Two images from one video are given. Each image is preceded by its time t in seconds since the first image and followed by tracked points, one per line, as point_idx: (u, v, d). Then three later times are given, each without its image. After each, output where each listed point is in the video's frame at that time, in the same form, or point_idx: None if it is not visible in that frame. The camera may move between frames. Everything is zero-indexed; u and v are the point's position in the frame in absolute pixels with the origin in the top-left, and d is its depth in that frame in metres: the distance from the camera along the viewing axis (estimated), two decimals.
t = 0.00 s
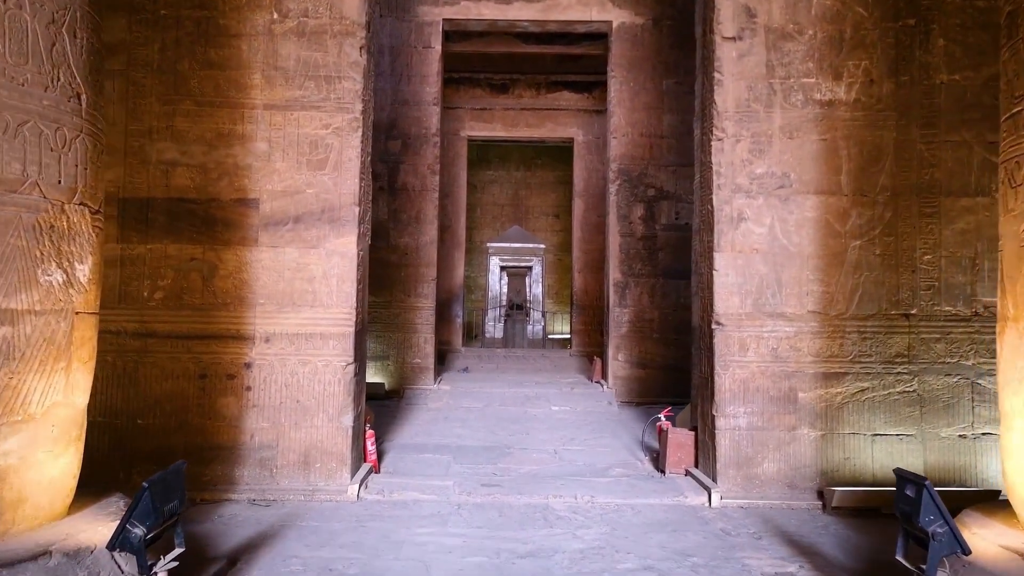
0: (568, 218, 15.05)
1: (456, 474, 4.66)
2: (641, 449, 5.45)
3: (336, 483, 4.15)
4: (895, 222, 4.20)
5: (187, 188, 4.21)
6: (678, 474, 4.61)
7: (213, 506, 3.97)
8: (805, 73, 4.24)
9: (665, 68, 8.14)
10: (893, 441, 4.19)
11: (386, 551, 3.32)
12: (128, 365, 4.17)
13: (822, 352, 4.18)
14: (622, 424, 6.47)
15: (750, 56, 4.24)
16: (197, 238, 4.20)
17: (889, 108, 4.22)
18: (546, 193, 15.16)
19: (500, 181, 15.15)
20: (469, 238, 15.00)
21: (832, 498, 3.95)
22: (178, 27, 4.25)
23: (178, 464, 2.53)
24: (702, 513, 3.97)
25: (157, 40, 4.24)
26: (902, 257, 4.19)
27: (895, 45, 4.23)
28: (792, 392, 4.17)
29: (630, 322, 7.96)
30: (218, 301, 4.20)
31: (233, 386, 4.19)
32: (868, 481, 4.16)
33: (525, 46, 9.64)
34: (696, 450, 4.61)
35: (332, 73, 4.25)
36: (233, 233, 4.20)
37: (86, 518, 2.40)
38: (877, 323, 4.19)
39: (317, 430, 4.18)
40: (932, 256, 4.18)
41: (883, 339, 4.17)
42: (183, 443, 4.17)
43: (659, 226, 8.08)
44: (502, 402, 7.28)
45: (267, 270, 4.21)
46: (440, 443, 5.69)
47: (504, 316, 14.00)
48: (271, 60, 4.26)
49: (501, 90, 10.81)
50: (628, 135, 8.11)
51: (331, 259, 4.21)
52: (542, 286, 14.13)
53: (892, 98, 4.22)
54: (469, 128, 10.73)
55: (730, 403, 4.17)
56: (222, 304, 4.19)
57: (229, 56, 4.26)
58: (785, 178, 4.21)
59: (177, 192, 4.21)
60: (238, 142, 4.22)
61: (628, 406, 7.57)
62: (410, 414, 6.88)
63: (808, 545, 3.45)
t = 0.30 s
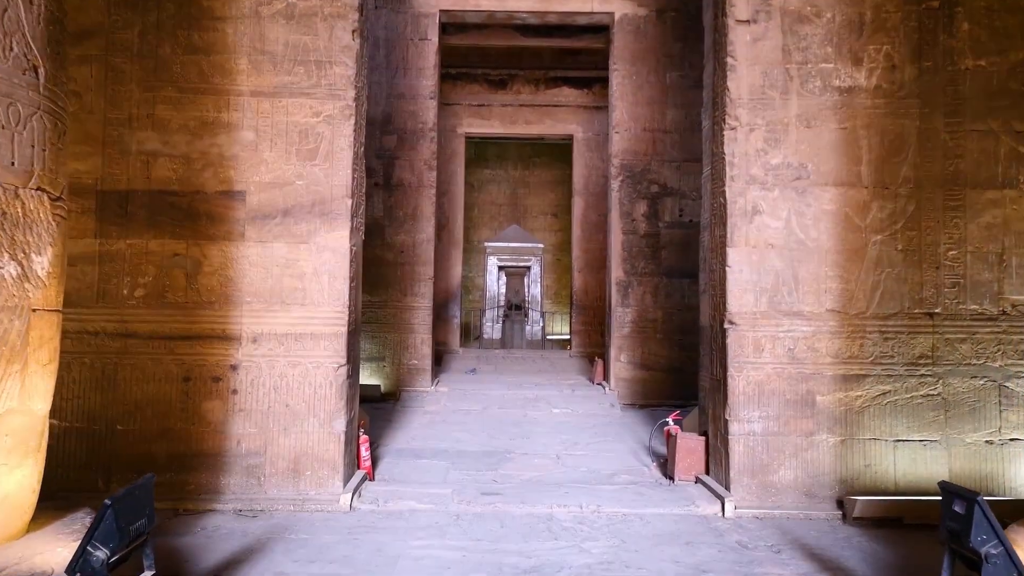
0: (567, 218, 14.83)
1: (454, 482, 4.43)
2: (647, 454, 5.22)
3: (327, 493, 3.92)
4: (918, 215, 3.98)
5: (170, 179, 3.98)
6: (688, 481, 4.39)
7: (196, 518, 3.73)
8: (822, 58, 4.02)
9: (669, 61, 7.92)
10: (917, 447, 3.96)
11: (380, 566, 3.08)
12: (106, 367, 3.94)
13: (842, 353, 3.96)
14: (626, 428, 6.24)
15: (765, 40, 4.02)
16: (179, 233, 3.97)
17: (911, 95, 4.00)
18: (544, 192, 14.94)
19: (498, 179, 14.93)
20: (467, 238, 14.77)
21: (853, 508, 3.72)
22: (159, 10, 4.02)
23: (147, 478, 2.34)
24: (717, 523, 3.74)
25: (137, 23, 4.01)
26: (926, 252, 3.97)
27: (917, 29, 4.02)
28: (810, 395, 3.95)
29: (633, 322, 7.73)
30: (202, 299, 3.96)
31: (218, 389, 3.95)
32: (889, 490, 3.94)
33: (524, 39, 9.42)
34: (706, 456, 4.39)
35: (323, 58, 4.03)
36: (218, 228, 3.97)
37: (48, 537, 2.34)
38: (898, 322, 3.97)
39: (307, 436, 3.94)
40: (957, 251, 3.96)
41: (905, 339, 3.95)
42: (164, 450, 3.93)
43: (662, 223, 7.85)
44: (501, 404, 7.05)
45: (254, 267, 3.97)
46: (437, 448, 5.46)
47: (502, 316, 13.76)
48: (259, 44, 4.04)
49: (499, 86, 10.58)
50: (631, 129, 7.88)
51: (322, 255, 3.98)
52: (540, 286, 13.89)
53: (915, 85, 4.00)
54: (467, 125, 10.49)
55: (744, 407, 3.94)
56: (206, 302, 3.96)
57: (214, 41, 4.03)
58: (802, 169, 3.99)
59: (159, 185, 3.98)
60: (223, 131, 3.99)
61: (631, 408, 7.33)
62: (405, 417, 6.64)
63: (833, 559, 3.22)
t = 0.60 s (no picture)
0: (561, 216, 14.62)
1: (448, 491, 4.19)
2: (649, 460, 4.99)
3: (312, 505, 3.68)
4: (938, 208, 3.76)
5: (144, 171, 3.74)
6: (694, 489, 4.17)
7: (171, 532, 3.49)
8: (836, 42, 3.80)
9: (668, 53, 7.70)
10: (937, 453, 3.75)
11: None
12: (76, 371, 3.69)
13: (858, 354, 3.75)
14: (625, 432, 6.01)
15: (776, 23, 3.80)
16: (154, 228, 3.73)
17: (930, 81, 3.79)
18: (538, 190, 14.72)
19: (492, 177, 14.69)
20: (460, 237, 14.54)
21: (872, 519, 3.50)
22: None
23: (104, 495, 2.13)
24: (727, 536, 3.52)
25: (109, 4, 3.76)
26: (946, 248, 3.75)
27: (937, 11, 3.80)
28: (824, 398, 3.73)
29: (632, 322, 7.50)
30: (178, 299, 3.72)
31: (196, 394, 3.71)
32: (908, 499, 3.72)
33: (519, 32, 9.19)
34: (714, 463, 4.17)
35: (307, 42, 3.79)
36: (196, 222, 3.73)
37: None
38: (917, 321, 3.75)
39: (290, 444, 3.71)
40: (979, 246, 3.73)
41: (924, 339, 3.73)
42: (138, 459, 3.69)
43: (661, 220, 7.62)
44: (496, 407, 6.82)
45: (234, 264, 3.73)
46: (429, 454, 5.22)
47: (496, 316, 13.52)
48: (239, 27, 3.79)
49: (493, 82, 10.32)
50: (629, 124, 7.66)
51: (306, 251, 3.74)
52: (535, 286, 13.77)
53: (934, 71, 3.79)
54: (460, 121, 10.24)
55: (755, 411, 3.72)
56: (183, 302, 3.72)
57: (192, 23, 3.79)
58: (815, 159, 3.77)
59: (132, 177, 3.74)
60: (201, 119, 3.75)
61: (630, 411, 7.11)
62: (397, 421, 6.40)
63: None
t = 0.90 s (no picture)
0: (556, 215, 14.40)
1: (439, 501, 3.97)
2: (650, 466, 4.77)
3: (295, 518, 3.45)
4: (958, 200, 3.55)
5: (114, 163, 3.50)
6: (699, 498, 3.95)
7: (142, 549, 3.25)
8: (849, 25, 3.59)
9: (666, 46, 7.48)
10: (958, 460, 3.53)
11: None
12: (41, 376, 3.45)
13: (874, 355, 3.53)
14: (624, 436, 5.79)
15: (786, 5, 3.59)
16: (125, 223, 3.50)
17: (948, 66, 3.58)
18: (533, 189, 14.50)
19: (485, 176, 14.47)
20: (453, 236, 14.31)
21: (890, 532, 3.29)
22: None
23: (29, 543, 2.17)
24: (737, 550, 3.30)
25: None
26: (967, 242, 3.54)
27: None
28: (838, 402, 3.52)
29: (630, 322, 7.27)
30: (151, 299, 3.48)
31: (169, 401, 3.48)
32: (928, 508, 3.51)
33: (513, 25, 8.96)
34: (720, 471, 3.95)
35: (288, 24, 3.56)
36: (169, 217, 3.50)
37: None
38: (937, 320, 3.54)
39: (271, 453, 3.48)
40: (1001, 241, 3.52)
41: (943, 339, 3.52)
42: (108, 469, 3.46)
43: (659, 217, 7.38)
44: (490, 410, 6.60)
45: (211, 262, 3.50)
46: (420, 460, 4.99)
47: (491, 316, 13.28)
48: (216, 10, 3.56)
49: (487, 78, 10.05)
50: (626, 118, 7.43)
51: (288, 248, 3.51)
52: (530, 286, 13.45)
53: (952, 55, 3.58)
54: (453, 118, 9.99)
55: (765, 417, 3.50)
56: (155, 303, 3.48)
57: (165, 5, 3.56)
58: (828, 149, 3.56)
59: (101, 169, 3.50)
60: (174, 107, 3.51)
61: (628, 413, 6.89)
62: (388, 426, 6.17)
63: None
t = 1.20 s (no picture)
0: (555, 214, 14.19)
1: (432, 510, 3.75)
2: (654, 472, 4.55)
3: (275, 530, 3.23)
4: (982, 190, 3.34)
5: (81, 151, 3.28)
6: (706, 507, 3.73)
7: (110, 564, 3.03)
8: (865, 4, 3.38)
9: (667, 36, 7.26)
10: (983, 466, 3.31)
11: None
12: (4, 380, 3.23)
13: (893, 355, 3.32)
14: (626, 440, 5.58)
15: None
16: (93, 215, 3.28)
17: (971, 48, 3.37)
18: (532, 187, 14.28)
19: (483, 175, 14.26)
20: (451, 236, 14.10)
21: (913, 544, 3.07)
22: None
23: None
24: (748, 563, 3.08)
25: None
26: (992, 234, 3.32)
27: None
28: (856, 405, 3.30)
29: (630, 321, 7.04)
30: (121, 297, 3.26)
31: (141, 406, 3.26)
32: (951, 518, 3.29)
33: (510, 17, 8.74)
34: (728, 478, 3.73)
35: (267, 4, 3.34)
36: (141, 210, 3.28)
37: None
38: (960, 318, 3.32)
39: (250, 461, 3.26)
40: None
41: (966, 338, 3.31)
42: (77, 478, 3.24)
43: (661, 213, 7.15)
44: (487, 412, 6.38)
45: (185, 257, 3.28)
46: (413, 466, 4.77)
47: (489, 315, 13.05)
48: None
49: (484, 73, 9.68)
50: (626, 111, 7.21)
51: (269, 242, 3.29)
52: (528, 285, 13.26)
53: (975, 36, 3.37)
54: (450, 114, 9.64)
55: (778, 421, 3.29)
56: (127, 301, 3.26)
57: None
58: (843, 135, 3.35)
59: (68, 158, 3.28)
60: (146, 92, 3.29)
61: (629, 415, 6.67)
62: (381, 428, 5.95)
63: None
